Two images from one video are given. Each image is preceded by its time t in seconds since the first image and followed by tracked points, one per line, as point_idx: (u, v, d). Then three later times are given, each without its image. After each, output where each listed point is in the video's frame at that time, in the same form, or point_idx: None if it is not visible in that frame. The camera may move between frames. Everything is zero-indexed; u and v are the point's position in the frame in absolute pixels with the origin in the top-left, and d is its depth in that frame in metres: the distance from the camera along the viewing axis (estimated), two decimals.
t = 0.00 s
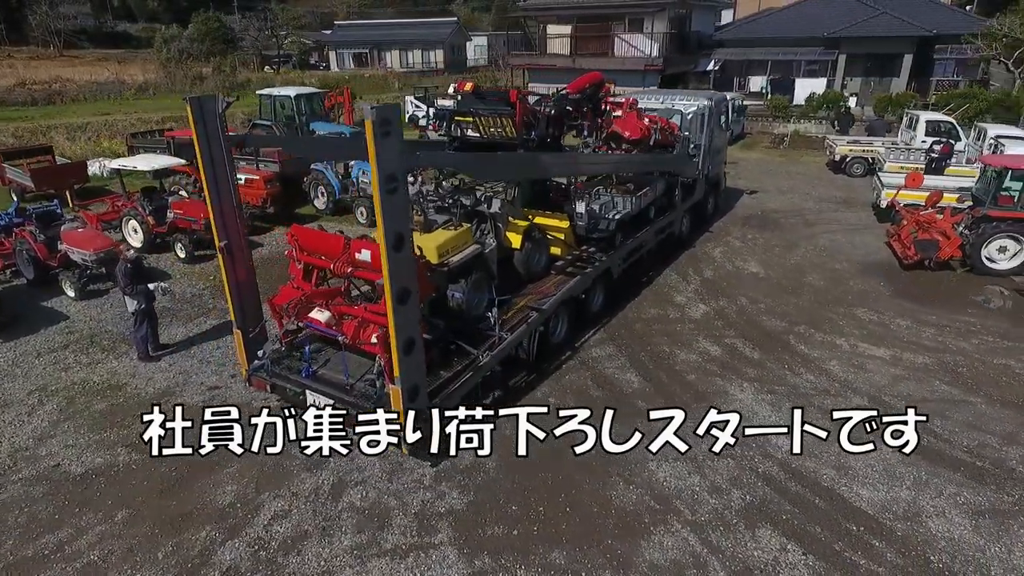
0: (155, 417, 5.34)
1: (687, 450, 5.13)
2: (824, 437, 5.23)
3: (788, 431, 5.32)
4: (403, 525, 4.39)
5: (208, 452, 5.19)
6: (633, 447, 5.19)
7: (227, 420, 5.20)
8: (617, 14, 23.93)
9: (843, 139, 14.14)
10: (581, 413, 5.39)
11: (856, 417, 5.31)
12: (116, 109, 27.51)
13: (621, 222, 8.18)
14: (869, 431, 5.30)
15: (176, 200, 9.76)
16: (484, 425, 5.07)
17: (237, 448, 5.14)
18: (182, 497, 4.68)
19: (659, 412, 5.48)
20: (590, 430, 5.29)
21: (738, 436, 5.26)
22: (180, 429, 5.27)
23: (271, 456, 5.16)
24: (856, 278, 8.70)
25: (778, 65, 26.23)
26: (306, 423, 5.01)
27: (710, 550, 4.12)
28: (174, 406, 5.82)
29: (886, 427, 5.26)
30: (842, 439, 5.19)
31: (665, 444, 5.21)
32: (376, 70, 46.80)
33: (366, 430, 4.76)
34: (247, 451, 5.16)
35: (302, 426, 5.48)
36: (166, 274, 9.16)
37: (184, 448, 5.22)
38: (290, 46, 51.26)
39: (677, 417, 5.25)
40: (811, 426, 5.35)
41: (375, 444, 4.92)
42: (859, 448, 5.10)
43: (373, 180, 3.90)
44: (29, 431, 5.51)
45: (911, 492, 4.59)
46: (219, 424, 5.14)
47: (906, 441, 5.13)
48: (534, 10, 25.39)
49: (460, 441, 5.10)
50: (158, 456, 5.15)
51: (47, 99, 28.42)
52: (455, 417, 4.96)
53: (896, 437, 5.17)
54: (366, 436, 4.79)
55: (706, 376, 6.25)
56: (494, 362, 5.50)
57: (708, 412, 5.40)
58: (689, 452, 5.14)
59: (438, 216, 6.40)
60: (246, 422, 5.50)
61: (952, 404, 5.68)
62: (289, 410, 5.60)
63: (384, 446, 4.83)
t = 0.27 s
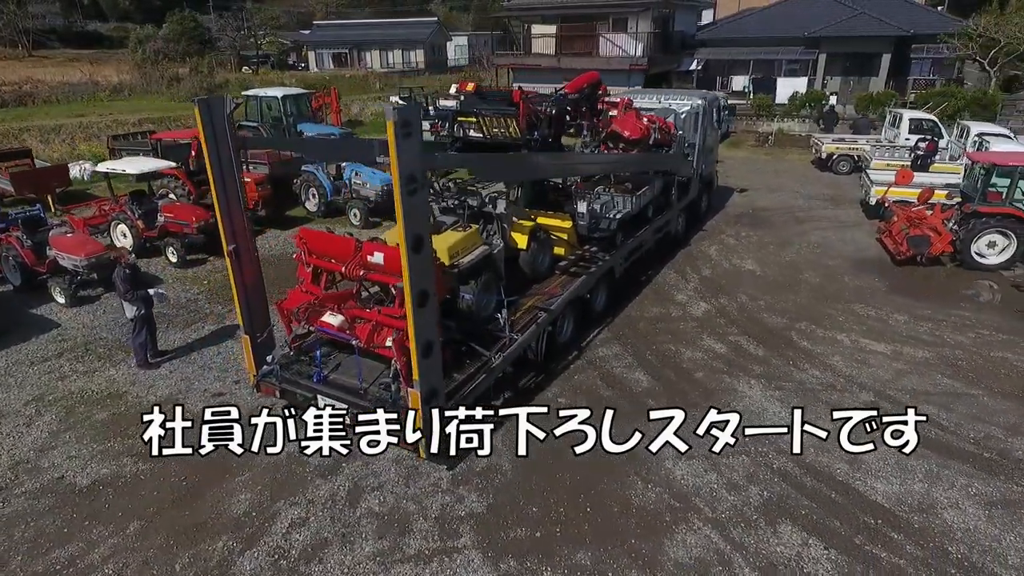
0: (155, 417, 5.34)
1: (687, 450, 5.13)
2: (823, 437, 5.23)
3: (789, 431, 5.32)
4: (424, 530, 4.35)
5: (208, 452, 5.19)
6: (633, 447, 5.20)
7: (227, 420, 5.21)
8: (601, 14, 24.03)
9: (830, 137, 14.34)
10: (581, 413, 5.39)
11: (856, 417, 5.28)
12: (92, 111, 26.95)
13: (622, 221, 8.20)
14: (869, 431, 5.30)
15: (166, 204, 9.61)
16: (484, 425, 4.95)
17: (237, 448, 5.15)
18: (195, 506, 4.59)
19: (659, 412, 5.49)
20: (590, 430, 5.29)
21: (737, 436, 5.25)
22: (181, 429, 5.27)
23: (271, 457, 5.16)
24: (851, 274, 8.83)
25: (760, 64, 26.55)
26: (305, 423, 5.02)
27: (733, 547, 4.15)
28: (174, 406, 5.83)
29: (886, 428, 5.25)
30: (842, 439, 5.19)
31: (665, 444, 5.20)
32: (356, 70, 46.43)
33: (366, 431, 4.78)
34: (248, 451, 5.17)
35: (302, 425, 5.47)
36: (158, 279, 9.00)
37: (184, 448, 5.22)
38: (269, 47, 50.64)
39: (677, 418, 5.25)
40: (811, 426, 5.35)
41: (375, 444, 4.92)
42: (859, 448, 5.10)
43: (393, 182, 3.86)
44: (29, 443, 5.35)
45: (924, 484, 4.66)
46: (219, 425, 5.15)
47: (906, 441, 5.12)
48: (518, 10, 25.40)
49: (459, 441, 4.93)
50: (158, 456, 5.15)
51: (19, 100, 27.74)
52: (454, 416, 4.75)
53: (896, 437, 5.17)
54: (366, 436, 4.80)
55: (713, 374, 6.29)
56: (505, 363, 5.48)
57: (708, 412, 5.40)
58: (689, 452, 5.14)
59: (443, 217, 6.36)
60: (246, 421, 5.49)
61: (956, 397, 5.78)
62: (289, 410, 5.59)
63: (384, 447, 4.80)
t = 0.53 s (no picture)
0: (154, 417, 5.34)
1: (687, 450, 5.13)
2: (823, 437, 5.24)
3: (789, 430, 5.32)
4: (451, 533, 4.33)
5: (208, 452, 5.19)
6: (633, 447, 5.20)
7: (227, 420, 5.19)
8: (581, 14, 24.14)
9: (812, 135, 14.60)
10: (581, 413, 5.36)
11: (857, 417, 5.31)
12: (60, 112, 26.19)
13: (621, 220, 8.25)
14: (869, 431, 5.29)
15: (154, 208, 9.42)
16: (485, 425, 4.69)
17: (237, 448, 5.15)
18: (213, 516, 4.50)
19: (659, 412, 5.50)
20: (591, 430, 5.28)
21: (737, 436, 5.26)
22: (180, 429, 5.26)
23: (271, 457, 5.16)
24: (842, 269, 9.02)
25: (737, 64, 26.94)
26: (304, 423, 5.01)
27: (759, 540, 4.20)
28: (174, 407, 5.81)
29: (886, 427, 5.24)
30: (842, 439, 5.19)
31: (665, 444, 5.21)
32: (332, 70, 45.91)
33: (366, 431, 4.80)
34: (247, 451, 5.17)
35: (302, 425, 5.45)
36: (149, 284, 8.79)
37: (184, 448, 5.21)
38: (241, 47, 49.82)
39: (677, 418, 5.27)
40: (811, 426, 5.36)
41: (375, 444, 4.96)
42: (859, 448, 5.10)
43: (420, 184, 3.83)
44: (30, 456, 5.18)
45: (936, 473, 4.77)
46: (219, 424, 5.14)
47: (906, 441, 5.11)
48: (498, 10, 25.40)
49: (460, 441, 4.70)
50: (158, 456, 5.16)
51: None
52: (455, 416, 4.56)
53: (895, 437, 5.16)
54: (366, 436, 4.83)
55: (721, 370, 6.37)
56: (519, 364, 5.47)
57: (709, 412, 5.41)
58: (689, 452, 5.14)
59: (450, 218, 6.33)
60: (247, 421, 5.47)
61: (957, 387, 5.94)
62: (289, 410, 5.56)
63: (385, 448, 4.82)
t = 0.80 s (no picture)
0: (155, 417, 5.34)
1: (687, 450, 5.12)
2: (824, 437, 5.23)
3: (789, 431, 5.30)
4: (476, 532, 4.32)
5: (208, 452, 5.20)
6: (633, 446, 5.18)
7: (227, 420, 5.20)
8: (567, 14, 24.20)
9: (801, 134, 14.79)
10: (581, 413, 5.33)
11: (856, 417, 5.32)
12: (36, 115, 25.61)
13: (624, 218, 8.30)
14: (869, 431, 5.30)
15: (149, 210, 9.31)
16: (484, 425, 4.61)
17: (237, 448, 5.15)
18: (234, 521, 4.45)
19: (659, 412, 5.47)
20: (590, 430, 5.27)
21: (737, 436, 5.25)
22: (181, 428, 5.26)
23: (271, 456, 5.15)
24: (838, 265, 9.16)
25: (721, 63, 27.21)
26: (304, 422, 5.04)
27: (782, 532, 4.25)
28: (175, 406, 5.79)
29: (886, 428, 5.24)
30: (842, 439, 5.18)
31: (665, 443, 5.19)
32: (314, 71, 45.49)
33: (366, 430, 4.86)
34: (248, 451, 5.17)
35: (302, 425, 5.45)
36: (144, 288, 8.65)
37: (184, 448, 5.21)
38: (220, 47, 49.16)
39: (677, 418, 5.25)
40: (811, 426, 5.35)
41: (375, 444, 5.00)
42: (859, 448, 5.10)
43: (446, 183, 3.82)
44: (38, 465, 5.06)
45: (948, 463, 4.87)
46: (219, 424, 5.15)
47: (906, 441, 5.11)
48: (484, 10, 25.37)
49: (459, 441, 4.67)
50: (158, 456, 5.16)
51: None
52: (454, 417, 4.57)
53: (896, 437, 5.16)
54: (366, 436, 4.88)
55: (729, 365, 6.44)
56: (534, 362, 5.47)
57: (708, 412, 5.40)
58: (689, 452, 5.12)
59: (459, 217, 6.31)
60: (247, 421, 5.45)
61: (960, 379, 6.07)
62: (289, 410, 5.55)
63: (386, 448, 4.88)
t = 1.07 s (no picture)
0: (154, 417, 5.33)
1: (687, 450, 5.11)
2: (823, 437, 5.22)
3: (788, 431, 5.29)
4: (502, 530, 4.33)
5: (208, 451, 5.20)
6: (633, 447, 5.16)
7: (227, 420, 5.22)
8: (556, 13, 24.24)
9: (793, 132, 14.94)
10: (581, 413, 5.24)
11: (857, 418, 5.32)
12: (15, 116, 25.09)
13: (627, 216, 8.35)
14: (869, 431, 5.30)
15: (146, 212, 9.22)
16: (484, 425, 4.65)
17: (237, 448, 5.15)
18: (256, 524, 4.41)
19: (659, 412, 5.44)
20: (590, 430, 5.24)
21: (738, 436, 5.24)
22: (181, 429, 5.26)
23: (271, 456, 5.15)
24: (836, 261, 9.29)
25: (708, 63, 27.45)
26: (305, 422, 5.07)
27: (804, 525, 4.31)
28: (175, 406, 5.78)
29: (886, 427, 5.24)
30: (843, 440, 5.17)
31: (665, 443, 5.18)
32: (298, 71, 45.10)
33: (366, 430, 4.92)
34: (247, 451, 5.17)
35: (303, 425, 5.44)
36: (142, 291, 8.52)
37: (184, 448, 5.21)
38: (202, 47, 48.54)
39: (677, 417, 5.23)
40: (811, 426, 5.34)
41: (376, 444, 5.05)
42: (859, 448, 5.09)
43: (473, 181, 3.82)
44: (50, 472, 4.97)
45: (961, 454, 4.97)
46: (219, 424, 5.17)
47: (906, 441, 5.11)
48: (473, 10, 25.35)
49: (460, 440, 4.73)
50: (157, 456, 5.15)
51: None
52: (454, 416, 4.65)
53: (896, 437, 5.16)
54: (366, 436, 4.95)
55: (739, 360, 6.50)
56: (549, 360, 5.48)
57: (709, 412, 5.41)
58: (689, 452, 5.11)
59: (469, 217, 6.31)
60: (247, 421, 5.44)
61: (965, 371, 6.19)
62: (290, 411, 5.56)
63: (386, 447, 4.96)
